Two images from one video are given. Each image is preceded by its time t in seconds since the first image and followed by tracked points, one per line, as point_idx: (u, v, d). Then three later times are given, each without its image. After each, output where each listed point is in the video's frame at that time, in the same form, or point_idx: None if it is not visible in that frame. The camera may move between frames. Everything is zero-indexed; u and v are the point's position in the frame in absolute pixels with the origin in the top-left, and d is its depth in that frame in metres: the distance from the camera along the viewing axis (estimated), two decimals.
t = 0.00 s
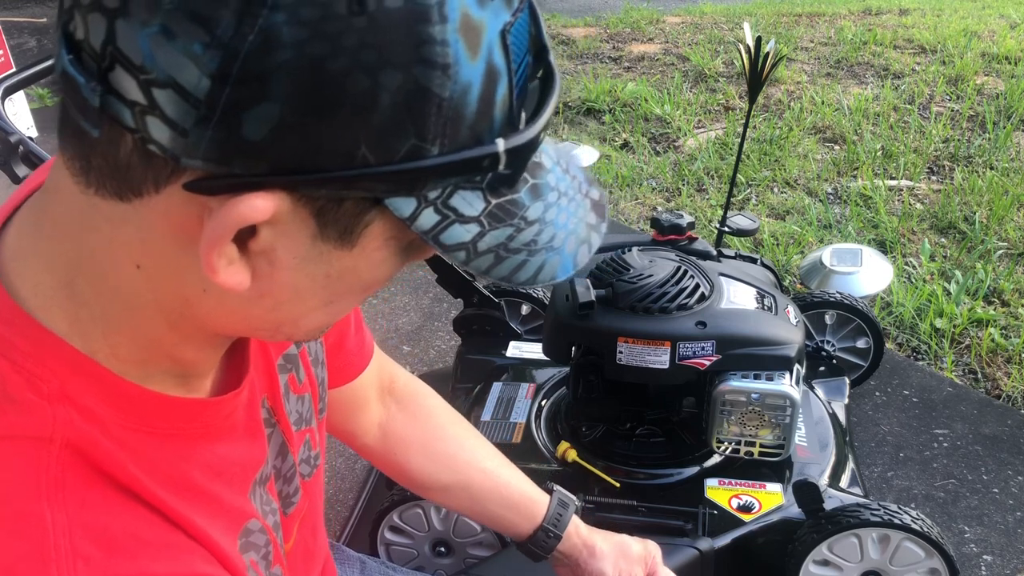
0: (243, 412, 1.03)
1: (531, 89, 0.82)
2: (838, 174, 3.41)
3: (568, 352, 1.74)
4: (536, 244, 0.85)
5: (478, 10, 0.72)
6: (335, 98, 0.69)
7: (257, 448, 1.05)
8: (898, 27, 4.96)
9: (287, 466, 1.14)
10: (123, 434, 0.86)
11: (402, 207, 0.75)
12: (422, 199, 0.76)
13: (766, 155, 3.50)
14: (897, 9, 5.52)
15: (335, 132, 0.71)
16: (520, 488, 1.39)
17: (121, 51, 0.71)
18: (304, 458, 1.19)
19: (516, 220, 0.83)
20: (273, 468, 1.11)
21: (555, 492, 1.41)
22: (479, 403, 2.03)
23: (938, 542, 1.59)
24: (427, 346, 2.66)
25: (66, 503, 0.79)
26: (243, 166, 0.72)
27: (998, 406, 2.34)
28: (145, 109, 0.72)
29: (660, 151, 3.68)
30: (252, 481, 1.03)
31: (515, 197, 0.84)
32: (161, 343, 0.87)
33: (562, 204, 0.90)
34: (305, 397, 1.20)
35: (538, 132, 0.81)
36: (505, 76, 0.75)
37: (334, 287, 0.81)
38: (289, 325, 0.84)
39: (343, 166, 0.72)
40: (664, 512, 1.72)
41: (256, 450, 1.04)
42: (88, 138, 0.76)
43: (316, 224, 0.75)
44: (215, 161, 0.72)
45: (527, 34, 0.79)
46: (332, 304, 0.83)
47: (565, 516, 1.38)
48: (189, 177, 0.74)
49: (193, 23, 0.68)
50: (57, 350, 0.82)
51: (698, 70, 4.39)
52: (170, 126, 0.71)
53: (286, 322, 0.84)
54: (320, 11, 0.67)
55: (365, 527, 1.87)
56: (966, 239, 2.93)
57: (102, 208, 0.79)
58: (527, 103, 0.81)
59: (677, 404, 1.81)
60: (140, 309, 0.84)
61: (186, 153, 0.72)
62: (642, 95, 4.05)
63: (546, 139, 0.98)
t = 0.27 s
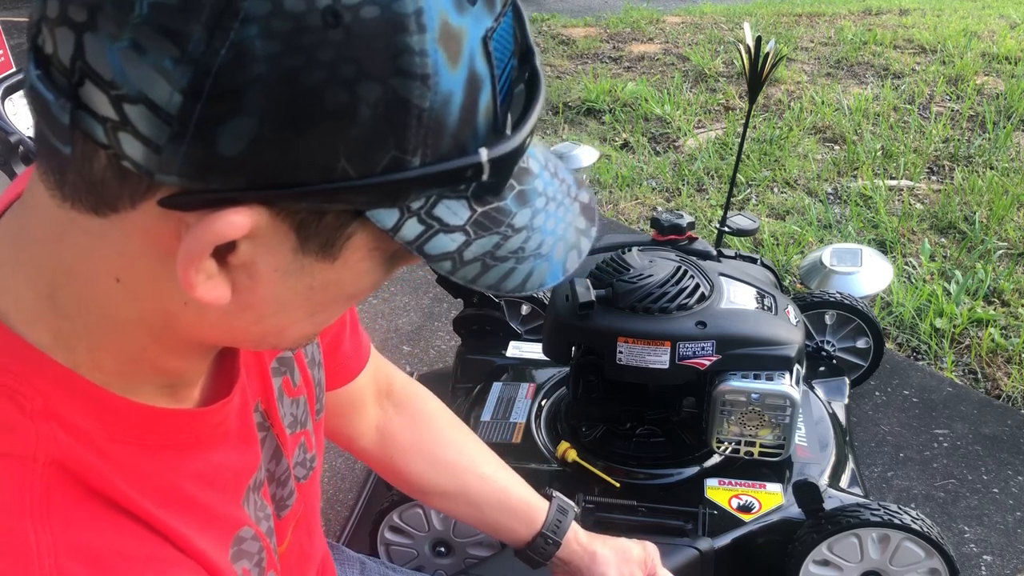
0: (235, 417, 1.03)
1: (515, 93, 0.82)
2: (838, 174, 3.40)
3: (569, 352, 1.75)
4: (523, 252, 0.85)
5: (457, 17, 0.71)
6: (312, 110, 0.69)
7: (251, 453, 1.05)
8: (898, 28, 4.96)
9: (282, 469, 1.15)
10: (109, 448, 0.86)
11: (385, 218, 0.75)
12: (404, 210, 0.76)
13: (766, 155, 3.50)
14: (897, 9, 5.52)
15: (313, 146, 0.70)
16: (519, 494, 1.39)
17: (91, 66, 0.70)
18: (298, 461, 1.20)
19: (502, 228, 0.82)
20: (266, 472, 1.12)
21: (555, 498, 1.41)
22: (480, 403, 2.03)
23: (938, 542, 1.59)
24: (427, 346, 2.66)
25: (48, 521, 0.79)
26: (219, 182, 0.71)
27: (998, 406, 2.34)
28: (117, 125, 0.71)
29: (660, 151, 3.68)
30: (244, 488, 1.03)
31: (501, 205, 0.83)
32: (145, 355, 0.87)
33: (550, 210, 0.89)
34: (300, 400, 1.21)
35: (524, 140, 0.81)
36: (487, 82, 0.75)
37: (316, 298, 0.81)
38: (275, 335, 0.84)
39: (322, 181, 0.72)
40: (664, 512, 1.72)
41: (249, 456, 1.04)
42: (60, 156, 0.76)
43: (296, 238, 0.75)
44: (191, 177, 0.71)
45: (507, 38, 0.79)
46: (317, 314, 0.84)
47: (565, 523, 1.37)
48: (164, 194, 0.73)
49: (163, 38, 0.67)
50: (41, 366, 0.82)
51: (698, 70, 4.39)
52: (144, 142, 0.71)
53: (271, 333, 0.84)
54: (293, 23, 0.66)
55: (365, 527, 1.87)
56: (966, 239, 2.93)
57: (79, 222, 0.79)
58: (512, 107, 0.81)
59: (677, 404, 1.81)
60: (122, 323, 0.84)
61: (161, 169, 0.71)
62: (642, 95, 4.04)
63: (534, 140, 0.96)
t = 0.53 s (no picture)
0: (229, 422, 1.03)
1: (506, 96, 0.82)
2: (838, 174, 3.41)
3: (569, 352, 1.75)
4: (515, 257, 0.84)
5: (444, 23, 0.71)
6: (294, 120, 0.69)
7: (246, 458, 1.05)
8: (898, 28, 4.96)
9: (279, 472, 1.15)
10: (99, 458, 0.86)
11: (373, 227, 0.75)
12: (393, 218, 0.76)
13: (766, 155, 3.50)
14: (897, 9, 5.52)
15: (297, 157, 0.70)
16: (521, 497, 1.39)
17: (69, 78, 0.70)
18: (295, 463, 1.20)
19: (493, 234, 0.82)
20: (262, 475, 1.12)
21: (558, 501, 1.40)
22: (480, 403, 2.03)
23: (938, 542, 1.59)
24: (427, 346, 2.66)
25: (35, 530, 0.79)
26: (203, 194, 0.71)
27: (998, 406, 2.34)
28: (96, 137, 0.71)
29: (660, 151, 3.68)
30: (241, 492, 1.03)
31: (493, 210, 0.83)
32: (134, 364, 0.87)
33: (542, 213, 0.89)
34: (297, 402, 1.21)
35: (515, 146, 0.81)
36: (476, 88, 0.75)
37: (305, 308, 0.82)
38: (266, 343, 0.84)
39: (306, 191, 0.72)
40: (665, 512, 1.71)
41: (244, 461, 1.04)
42: (42, 171, 0.76)
43: (283, 249, 0.76)
44: (174, 189, 0.71)
45: (496, 41, 0.79)
46: (306, 322, 0.84)
47: (569, 525, 1.36)
48: (146, 207, 0.73)
49: (140, 49, 0.67)
50: (28, 377, 0.82)
51: (698, 70, 4.39)
52: (124, 155, 0.70)
53: (259, 342, 0.84)
54: (273, 33, 0.66)
55: (365, 527, 1.87)
56: (966, 239, 2.93)
57: (63, 233, 0.79)
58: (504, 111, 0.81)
59: (677, 404, 1.81)
60: (110, 334, 0.84)
61: (142, 182, 0.71)
62: (642, 95, 4.04)
63: (526, 143, 0.96)
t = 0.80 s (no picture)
0: (226, 427, 1.03)
1: (500, 102, 0.83)
2: (838, 173, 3.40)
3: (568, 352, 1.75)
4: (511, 265, 0.85)
5: (436, 30, 0.71)
6: (283, 130, 0.69)
7: (243, 463, 1.05)
8: (898, 28, 4.96)
9: (276, 476, 1.15)
10: (95, 466, 0.86)
11: (365, 236, 0.75)
12: (385, 227, 0.76)
13: (766, 155, 3.50)
14: (897, 9, 5.52)
15: (287, 167, 0.70)
16: (523, 503, 1.39)
17: (54, 90, 0.70)
18: (293, 467, 1.20)
19: (488, 241, 0.83)
20: (259, 479, 1.12)
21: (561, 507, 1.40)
22: (480, 403, 2.03)
23: (938, 542, 1.59)
24: (427, 346, 2.66)
25: (30, 541, 0.79)
26: (192, 206, 0.71)
27: (998, 406, 2.34)
28: (83, 149, 0.71)
29: (660, 151, 3.68)
30: (238, 497, 1.03)
31: (487, 218, 0.83)
32: (126, 372, 0.87)
33: (538, 220, 0.89)
34: (296, 406, 1.21)
35: (508, 153, 0.81)
36: (468, 95, 0.76)
37: (297, 318, 0.82)
38: (260, 350, 0.84)
39: (296, 202, 0.72)
40: (665, 512, 1.71)
41: (241, 466, 1.04)
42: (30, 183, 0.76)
43: (274, 258, 0.76)
44: (162, 201, 0.71)
45: (489, 47, 0.79)
46: (301, 331, 0.84)
47: (571, 531, 1.37)
48: (134, 219, 0.73)
49: (126, 61, 0.66)
50: (22, 386, 0.82)
51: (698, 70, 4.39)
52: (111, 168, 0.70)
53: (253, 351, 0.84)
54: (260, 43, 0.66)
55: (365, 527, 1.87)
56: (966, 239, 2.93)
57: (54, 243, 0.79)
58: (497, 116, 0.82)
59: (677, 404, 1.81)
60: (103, 342, 0.84)
61: (129, 194, 0.71)
62: (642, 95, 4.04)
63: (522, 147, 0.95)
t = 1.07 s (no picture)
0: (225, 429, 1.03)
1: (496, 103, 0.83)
2: (837, 173, 3.40)
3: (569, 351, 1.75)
4: (507, 267, 0.85)
5: (429, 34, 0.71)
6: (274, 133, 0.69)
7: (242, 465, 1.05)
8: (898, 27, 4.96)
9: (275, 477, 1.15)
10: (91, 471, 0.85)
11: (359, 240, 0.75)
12: (380, 230, 0.76)
13: (766, 155, 3.50)
14: (897, 9, 5.52)
15: (279, 171, 0.70)
16: (524, 505, 1.38)
17: (45, 95, 0.70)
18: (292, 468, 1.20)
19: (484, 244, 0.83)
20: (256, 480, 1.12)
21: (561, 506, 1.40)
22: (480, 403, 2.03)
23: (938, 542, 1.59)
24: (426, 346, 2.66)
25: (26, 547, 0.79)
26: (184, 210, 0.71)
27: (998, 406, 2.34)
28: (75, 155, 0.71)
29: (660, 151, 3.68)
30: (237, 499, 1.03)
31: (484, 220, 0.83)
32: (121, 375, 0.87)
33: (535, 222, 0.89)
34: (294, 407, 1.21)
35: (503, 155, 0.81)
36: (463, 98, 0.75)
37: (292, 321, 0.82)
38: (256, 353, 0.84)
39: (289, 206, 0.72)
40: (665, 512, 1.71)
41: (240, 468, 1.04)
42: (21, 188, 0.76)
43: (268, 262, 0.76)
44: (155, 206, 0.71)
45: (483, 49, 0.79)
46: (296, 334, 0.84)
47: (572, 530, 1.36)
48: (128, 223, 0.73)
49: (116, 66, 0.66)
50: (16, 390, 0.82)
51: (698, 70, 4.39)
52: (103, 172, 0.70)
53: (249, 353, 0.84)
54: (251, 47, 0.66)
55: (365, 527, 1.87)
56: (966, 239, 2.93)
57: (46, 247, 0.79)
58: (493, 118, 0.82)
59: (677, 404, 1.81)
60: (98, 346, 0.84)
61: (121, 199, 0.71)
62: (642, 95, 4.04)
63: (518, 149, 0.95)
